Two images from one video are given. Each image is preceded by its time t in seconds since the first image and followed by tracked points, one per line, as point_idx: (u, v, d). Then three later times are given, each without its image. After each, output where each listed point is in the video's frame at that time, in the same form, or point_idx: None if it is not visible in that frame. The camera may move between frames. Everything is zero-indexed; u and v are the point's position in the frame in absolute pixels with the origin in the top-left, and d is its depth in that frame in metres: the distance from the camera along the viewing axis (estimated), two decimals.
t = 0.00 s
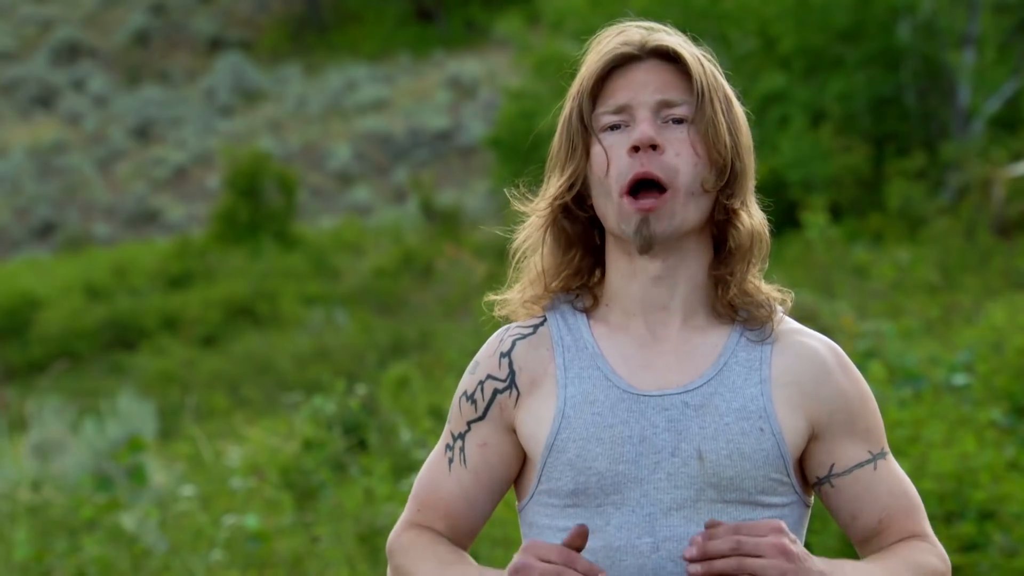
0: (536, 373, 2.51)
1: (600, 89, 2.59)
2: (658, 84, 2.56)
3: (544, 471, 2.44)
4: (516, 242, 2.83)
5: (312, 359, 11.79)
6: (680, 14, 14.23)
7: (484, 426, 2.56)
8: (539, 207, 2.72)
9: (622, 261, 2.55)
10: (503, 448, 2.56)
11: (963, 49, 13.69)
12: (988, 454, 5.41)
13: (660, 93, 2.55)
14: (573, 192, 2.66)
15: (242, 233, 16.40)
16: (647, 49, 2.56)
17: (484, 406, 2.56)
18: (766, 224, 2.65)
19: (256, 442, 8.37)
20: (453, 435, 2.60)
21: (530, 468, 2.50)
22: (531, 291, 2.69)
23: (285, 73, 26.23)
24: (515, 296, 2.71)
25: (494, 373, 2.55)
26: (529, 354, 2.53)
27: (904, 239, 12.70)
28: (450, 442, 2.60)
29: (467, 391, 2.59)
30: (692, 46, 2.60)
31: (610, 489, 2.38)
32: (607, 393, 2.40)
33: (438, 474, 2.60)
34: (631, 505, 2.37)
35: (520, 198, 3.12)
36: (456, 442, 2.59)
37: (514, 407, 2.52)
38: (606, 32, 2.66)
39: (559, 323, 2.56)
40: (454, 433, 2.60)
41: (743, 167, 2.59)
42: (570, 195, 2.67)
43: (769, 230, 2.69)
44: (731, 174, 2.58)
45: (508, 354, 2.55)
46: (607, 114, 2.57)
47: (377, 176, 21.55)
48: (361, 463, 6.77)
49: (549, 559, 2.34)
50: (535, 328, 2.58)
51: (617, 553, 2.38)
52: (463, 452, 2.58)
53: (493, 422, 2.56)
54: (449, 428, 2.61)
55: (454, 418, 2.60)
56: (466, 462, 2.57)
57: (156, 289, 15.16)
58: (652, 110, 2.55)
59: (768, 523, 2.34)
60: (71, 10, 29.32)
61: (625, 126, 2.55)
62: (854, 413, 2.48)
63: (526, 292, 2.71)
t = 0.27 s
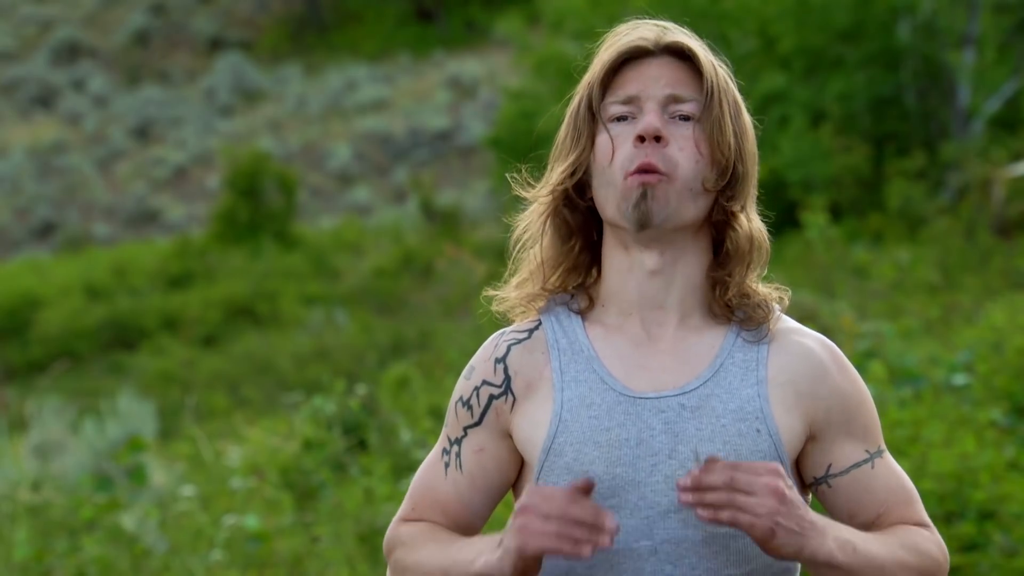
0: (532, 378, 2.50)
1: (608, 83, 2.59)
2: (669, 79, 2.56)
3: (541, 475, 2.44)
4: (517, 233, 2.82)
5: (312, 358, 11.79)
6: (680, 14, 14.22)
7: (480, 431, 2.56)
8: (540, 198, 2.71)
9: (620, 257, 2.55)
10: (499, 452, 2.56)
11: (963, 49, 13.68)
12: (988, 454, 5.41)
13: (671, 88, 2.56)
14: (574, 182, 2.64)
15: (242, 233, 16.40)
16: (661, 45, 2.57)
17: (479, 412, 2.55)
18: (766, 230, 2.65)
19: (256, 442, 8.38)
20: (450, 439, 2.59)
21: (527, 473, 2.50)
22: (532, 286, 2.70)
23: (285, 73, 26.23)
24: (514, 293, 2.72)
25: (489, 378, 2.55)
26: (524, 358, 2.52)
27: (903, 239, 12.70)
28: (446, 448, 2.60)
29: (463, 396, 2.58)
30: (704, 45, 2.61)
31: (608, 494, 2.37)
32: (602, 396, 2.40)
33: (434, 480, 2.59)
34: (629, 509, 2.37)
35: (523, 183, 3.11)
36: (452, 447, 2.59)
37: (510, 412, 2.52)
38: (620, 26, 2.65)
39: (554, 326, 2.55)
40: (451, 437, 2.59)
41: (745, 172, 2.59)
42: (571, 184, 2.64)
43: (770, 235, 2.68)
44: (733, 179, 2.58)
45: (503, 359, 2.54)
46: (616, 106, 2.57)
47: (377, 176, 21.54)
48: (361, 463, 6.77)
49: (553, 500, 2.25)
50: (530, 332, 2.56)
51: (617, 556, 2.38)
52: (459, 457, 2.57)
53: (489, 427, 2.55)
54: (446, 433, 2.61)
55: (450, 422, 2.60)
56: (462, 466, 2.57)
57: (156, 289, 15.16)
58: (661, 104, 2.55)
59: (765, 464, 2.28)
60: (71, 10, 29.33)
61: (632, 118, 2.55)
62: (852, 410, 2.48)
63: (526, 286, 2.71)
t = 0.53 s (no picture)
0: (530, 379, 2.50)
1: (613, 90, 2.57)
2: (676, 95, 2.54)
3: (539, 475, 2.43)
4: (519, 229, 2.82)
5: (312, 358, 11.79)
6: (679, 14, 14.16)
7: (479, 432, 2.55)
8: (541, 196, 2.70)
9: (616, 259, 2.55)
10: (498, 452, 2.55)
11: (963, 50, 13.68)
12: (988, 454, 5.41)
13: (677, 104, 2.54)
14: (577, 188, 2.64)
15: (242, 233, 16.40)
16: (669, 54, 2.54)
17: (478, 412, 2.55)
18: (770, 240, 2.64)
19: (255, 442, 8.38)
20: (447, 442, 2.59)
21: (524, 472, 2.50)
22: (533, 284, 2.70)
23: (285, 73, 26.24)
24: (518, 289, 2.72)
25: (487, 379, 2.54)
26: (522, 358, 2.52)
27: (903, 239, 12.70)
28: (443, 450, 2.59)
29: (461, 397, 2.57)
30: (711, 54, 2.59)
31: (605, 493, 2.38)
32: (599, 396, 2.40)
33: (432, 482, 2.59)
34: (626, 508, 2.37)
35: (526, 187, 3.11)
36: (449, 449, 2.58)
37: (508, 413, 2.52)
38: (626, 31, 2.63)
39: (550, 327, 2.54)
40: (448, 440, 2.59)
41: (748, 182, 2.59)
42: (574, 191, 2.64)
43: (773, 243, 2.68)
44: (736, 189, 2.57)
45: (501, 360, 2.54)
46: (620, 116, 2.55)
47: (377, 176, 21.53)
48: (361, 463, 6.77)
49: (556, 495, 2.30)
50: (527, 333, 2.56)
51: (613, 555, 2.38)
52: (456, 459, 2.57)
53: (488, 428, 2.54)
54: (443, 436, 2.60)
55: (447, 425, 2.59)
56: (460, 468, 2.56)
57: (156, 289, 15.17)
58: (666, 120, 2.53)
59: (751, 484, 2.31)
60: (71, 10, 29.33)
61: (637, 130, 2.54)
62: (848, 410, 2.48)
63: (528, 283, 2.72)
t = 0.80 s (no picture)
0: (531, 379, 2.50)
1: (604, 87, 2.56)
2: (665, 88, 2.53)
3: (540, 474, 2.43)
4: (515, 236, 2.82)
5: (313, 359, 11.79)
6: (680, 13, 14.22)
7: (483, 436, 2.54)
8: (537, 201, 2.69)
9: (616, 258, 2.55)
10: (504, 456, 2.54)
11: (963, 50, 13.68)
12: (988, 454, 5.40)
13: (667, 97, 2.53)
14: (573, 189, 2.64)
15: (242, 233, 16.40)
16: (653, 49, 2.53)
17: (482, 415, 2.54)
18: (767, 230, 2.65)
19: (256, 442, 8.39)
20: (452, 449, 2.57)
21: (526, 472, 2.50)
22: (530, 287, 2.70)
23: (285, 73, 26.25)
24: (514, 294, 2.71)
25: (489, 381, 2.53)
26: (523, 359, 2.52)
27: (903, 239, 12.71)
28: (450, 457, 2.58)
29: (464, 401, 2.56)
30: (698, 49, 2.58)
31: (606, 492, 2.37)
32: (600, 396, 2.40)
33: (442, 491, 2.58)
34: (627, 507, 2.37)
35: (520, 192, 3.10)
36: (456, 456, 2.57)
37: (512, 413, 2.51)
38: (608, 32, 2.62)
39: (550, 327, 2.54)
40: (453, 447, 2.57)
41: (743, 175, 2.59)
42: (570, 192, 2.64)
43: (769, 236, 2.68)
44: (731, 182, 2.57)
45: (503, 361, 2.53)
46: (610, 114, 2.55)
47: (377, 177, 21.53)
48: (361, 463, 6.77)
49: None
50: (527, 334, 2.55)
51: (614, 554, 2.38)
52: (465, 466, 2.55)
53: (493, 431, 2.53)
54: (448, 443, 2.59)
55: (450, 431, 2.58)
56: (470, 474, 2.55)
57: (157, 289, 15.18)
58: (656, 114, 2.53)
59: None
60: (71, 10, 29.35)
61: (627, 127, 2.53)
62: (846, 412, 2.47)
63: (525, 288, 2.71)
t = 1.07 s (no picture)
0: (536, 381, 2.50)
1: (599, 87, 2.56)
2: (657, 86, 2.54)
3: (542, 475, 2.44)
4: (518, 242, 2.81)
5: (312, 358, 11.79)
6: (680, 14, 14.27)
7: (494, 442, 2.54)
8: (538, 204, 2.69)
9: (619, 259, 2.55)
10: (513, 460, 2.53)
11: (963, 50, 13.67)
12: (989, 454, 5.40)
13: (658, 94, 2.53)
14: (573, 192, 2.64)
15: (242, 233, 16.39)
16: (643, 49, 2.54)
17: (490, 420, 2.54)
18: (769, 225, 2.65)
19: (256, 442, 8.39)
20: (464, 457, 2.57)
21: (528, 473, 2.50)
22: (534, 290, 2.68)
23: (285, 73, 26.26)
24: (515, 297, 2.70)
25: (495, 386, 2.53)
26: (528, 361, 2.52)
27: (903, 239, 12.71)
28: (462, 466, 2.58)
29: (471, 407, 2.56)
30: (691, 46, 2.58)
31: (608, 493, 2.37)
32: (603, 398, 2.40)
33: (458, 502, 2.58)
34: (629, 509, 2.37)
35: (520, 196, 3.10)
36: (469, 465, 2.57)
37: (518, 417, 2.51)
38: (602, 33, 2.62)
39: (554, 328, 2.55)
40: (465, 455, 2.57)
41: (741, 170, 2.58)
42: (570, 195, 2.65)
43: (771, 234, 2.68)
44: (730, 178, 2.57)
45: (508, 364, 2.53)
46: (605, 115, 2.55)
47: (377, 177, 21.52)
48: (362, 463, 6.76)
49: None
50: (531, 336, 2.55)
51: (615, 555, 2.37)
52: (478, 474, 2.56)
53: (501, 436, 2.53)
54: (459, 451, 2.59)
55: (460, 439, 2.58)
56: (486, 482, 2.55)
57: (157, 289, 15.18)
58: (648, 112, 2.53)
59: None
60: (71, 10, 29.35)
61: (621, 126, 2.54)
62: (843, 419, 2.46)
63: (528, 292, 2.70)
